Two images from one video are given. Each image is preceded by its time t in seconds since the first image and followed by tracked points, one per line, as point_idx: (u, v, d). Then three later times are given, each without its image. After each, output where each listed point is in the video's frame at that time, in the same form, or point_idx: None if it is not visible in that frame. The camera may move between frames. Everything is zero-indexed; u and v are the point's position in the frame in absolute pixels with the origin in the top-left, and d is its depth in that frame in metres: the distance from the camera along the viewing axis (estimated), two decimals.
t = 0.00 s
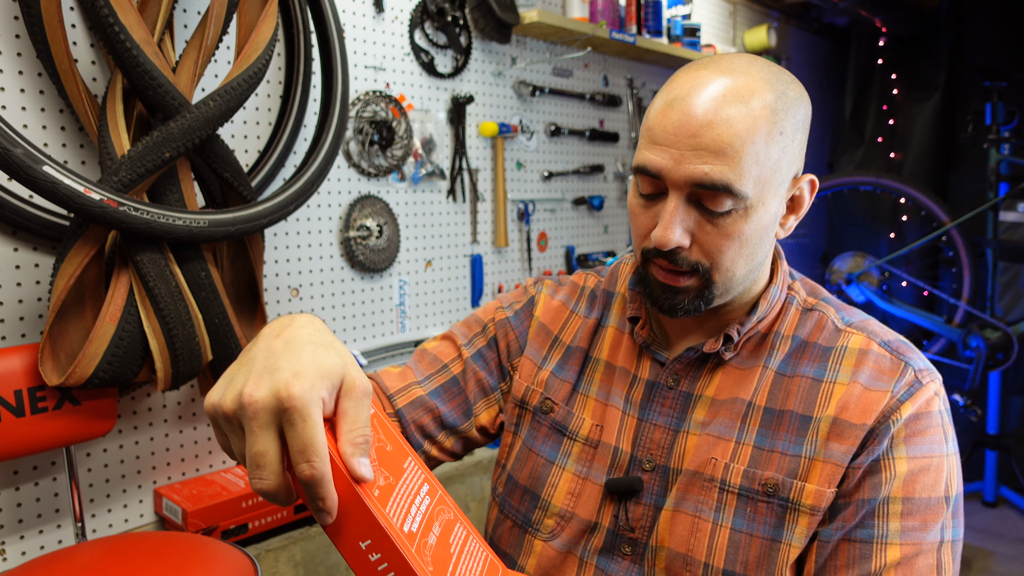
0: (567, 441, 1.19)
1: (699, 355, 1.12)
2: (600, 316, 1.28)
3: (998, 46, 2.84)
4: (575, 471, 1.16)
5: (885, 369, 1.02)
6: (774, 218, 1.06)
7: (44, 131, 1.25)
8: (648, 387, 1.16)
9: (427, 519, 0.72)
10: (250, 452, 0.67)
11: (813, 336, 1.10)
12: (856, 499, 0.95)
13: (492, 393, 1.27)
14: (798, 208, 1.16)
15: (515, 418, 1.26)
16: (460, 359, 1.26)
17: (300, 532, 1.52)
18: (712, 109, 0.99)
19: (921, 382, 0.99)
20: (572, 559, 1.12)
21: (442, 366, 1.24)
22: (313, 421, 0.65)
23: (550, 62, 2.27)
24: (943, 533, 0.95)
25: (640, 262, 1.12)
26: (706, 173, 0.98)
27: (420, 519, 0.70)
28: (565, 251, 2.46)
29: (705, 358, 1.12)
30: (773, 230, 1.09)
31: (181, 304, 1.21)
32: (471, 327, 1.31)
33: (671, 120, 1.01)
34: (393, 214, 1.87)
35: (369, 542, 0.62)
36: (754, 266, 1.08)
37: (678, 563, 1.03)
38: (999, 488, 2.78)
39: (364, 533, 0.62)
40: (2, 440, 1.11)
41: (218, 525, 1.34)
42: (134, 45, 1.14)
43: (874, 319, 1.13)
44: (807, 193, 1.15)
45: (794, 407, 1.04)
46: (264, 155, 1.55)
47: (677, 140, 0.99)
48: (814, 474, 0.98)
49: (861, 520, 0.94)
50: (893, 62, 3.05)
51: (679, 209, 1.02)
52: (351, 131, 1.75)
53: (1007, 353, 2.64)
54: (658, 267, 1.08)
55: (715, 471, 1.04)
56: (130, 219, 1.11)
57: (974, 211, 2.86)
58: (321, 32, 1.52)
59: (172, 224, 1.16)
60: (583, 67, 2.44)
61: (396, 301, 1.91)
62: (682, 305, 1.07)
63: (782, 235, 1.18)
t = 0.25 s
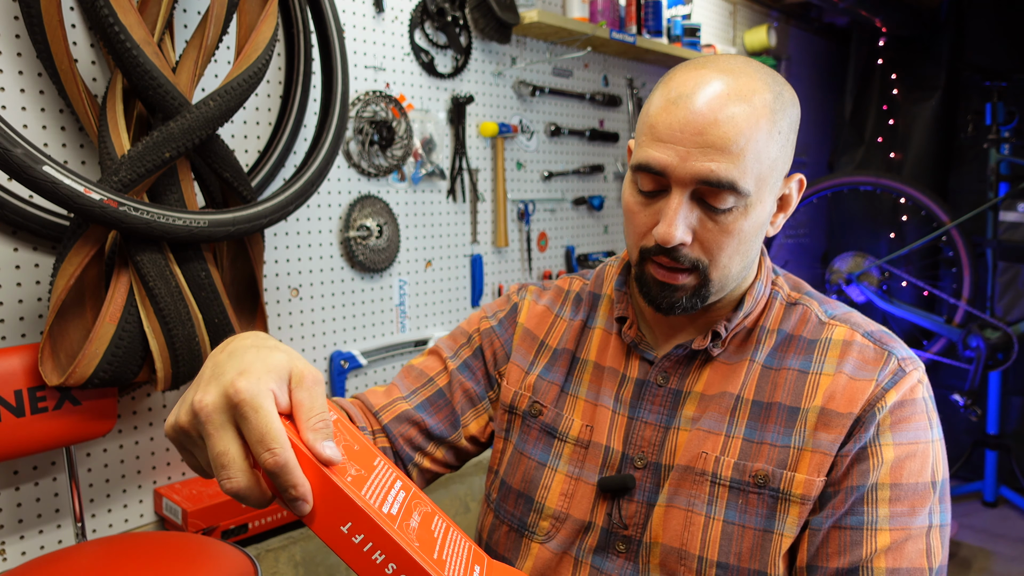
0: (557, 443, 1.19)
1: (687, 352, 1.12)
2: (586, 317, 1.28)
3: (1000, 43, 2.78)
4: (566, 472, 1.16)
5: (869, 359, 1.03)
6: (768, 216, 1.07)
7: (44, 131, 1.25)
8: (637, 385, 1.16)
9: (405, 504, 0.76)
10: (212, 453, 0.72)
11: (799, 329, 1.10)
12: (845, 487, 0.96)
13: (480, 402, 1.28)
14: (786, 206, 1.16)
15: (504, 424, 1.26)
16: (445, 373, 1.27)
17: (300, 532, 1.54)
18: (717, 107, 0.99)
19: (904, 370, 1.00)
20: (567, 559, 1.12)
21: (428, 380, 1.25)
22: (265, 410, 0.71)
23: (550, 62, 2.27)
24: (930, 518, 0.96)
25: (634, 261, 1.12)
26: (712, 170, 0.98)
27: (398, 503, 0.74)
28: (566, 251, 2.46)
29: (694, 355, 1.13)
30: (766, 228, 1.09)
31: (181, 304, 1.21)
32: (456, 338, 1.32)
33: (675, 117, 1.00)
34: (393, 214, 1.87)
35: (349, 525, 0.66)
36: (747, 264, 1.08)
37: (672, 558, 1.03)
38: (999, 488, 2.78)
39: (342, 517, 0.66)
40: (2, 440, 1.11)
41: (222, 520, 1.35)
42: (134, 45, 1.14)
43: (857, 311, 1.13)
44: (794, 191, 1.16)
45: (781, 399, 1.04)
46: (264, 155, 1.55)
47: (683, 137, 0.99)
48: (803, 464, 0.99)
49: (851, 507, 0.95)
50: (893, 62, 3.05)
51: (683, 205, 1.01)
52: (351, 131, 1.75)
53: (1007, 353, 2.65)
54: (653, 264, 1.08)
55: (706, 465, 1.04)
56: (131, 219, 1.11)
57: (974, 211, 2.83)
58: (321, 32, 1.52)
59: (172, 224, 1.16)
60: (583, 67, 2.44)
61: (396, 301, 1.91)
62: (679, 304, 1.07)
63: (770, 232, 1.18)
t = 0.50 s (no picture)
0: (552, 444, 1.18)
1: (681, 351, 1.12)
2: (578, 319, 1.28)
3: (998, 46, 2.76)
4: (562, 472, 1.16)
5: (860, 355, 1.02)
6: (760, 217, 1.07)
7: (44, 131, 1.25)
8: (631, 385, 1.16)
9: (372, 501, 0.78)
10: (165, 466, 0.77)
11: (790, 327, 1.10)
12: (838, 482, 0.96)
13: (472, 410, 1.28)
14: (778, 207, 1.16)
15: (499, 428, 1.25)
16: (437, 384, 1.28)
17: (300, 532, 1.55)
18: (711, 107, 0.99)
19: (895, 365, 1.00)
20: (564, 559, 1.12)
21: (419, 392, 1.27)
22: (205, 416, 0.76)
23: (550, 62, 2.27)
24: (924, 512, 0.96)
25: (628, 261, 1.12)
26: (706, 169, 0.98)
27: (362, 499, 0.76)
28: (566, 251, 2.46)
29: (687, 354, 1.13)
30: (758, 229, 1.09)
31: (181, 304, 1.21)
32: (448, 349, 1.32)
33: (669, 116, 1.00)
34: (393, 214, 1.87)
35: (305, 517, 0.70)
36: (739, 264, 1.08)
37: (668, 555, 1.03)
38: (999, 488, 2.78)
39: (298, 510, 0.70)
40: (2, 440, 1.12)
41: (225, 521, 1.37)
42: (134, 45, 1.14)
43: (848, 308, 1.13)
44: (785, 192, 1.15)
45: (774, 396, 1.04)
46: (264, 155, 1.55)
47: (677, 137, 0.99)
48: (797, 460, 0.99)
49: (844, 503, 0.95)
50: (893, 62, 3.05)
51: (678, 204, 1.01)
52: (351, 131, 1.75)
53: (1007, 353, 2.63)
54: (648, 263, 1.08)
55: (699, 463, 1.04)
56: (130, 219, 1.11)
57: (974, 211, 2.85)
58: (321, 32, 1.52)
59: (172, 224, 1.16)
60: (583, 67, 2.44)
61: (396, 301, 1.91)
62: (671, 305, 1.07)
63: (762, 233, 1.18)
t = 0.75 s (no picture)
0: (550, 445, 1.18)
1: (679, 351, 1.12)
2: (576, 320, 1.28)
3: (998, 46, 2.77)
4: (560, 473, 1.16)
5: (858, 354, 1.02)
6: (758, 218, 1.07)
7: (44, 131, 1.25)
8: (630, 384, 1.16)
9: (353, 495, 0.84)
10: (143, 482, 0.87)
11: (789, 327, 1.10)
12: (835, 481, 0.95)
13: (468, 421, 1.29)
14: (777, 208, 1.16)
15: (498, 433, 1.25)
16: (432, 398, 1.30)
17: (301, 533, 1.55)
18: (707, 109, 0.99)
19: (893, 365, 1.00)
20: (563, 559, 1.12)
21: (416, 407, 1.29)
22: (171, 432, 0.87)
23: (550, 62, 2.27)
24: (921, 511, 0.96)
25: (626, 260, 1.11)
26: (701, 171, 0.98)
27: (339, 493, 0.82)
28: (566, 250, 2.46)
29: (686, 354, 1.13)
30: (756, 230, 1.09)
31: (181, 304, 1.21)
32: (444, 360, 1.34)
33: (666, 118, 1.00)
34: (393, 214, 1.87)
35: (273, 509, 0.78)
36: (736, 265, 1.08)
37: (665, 554, 1.03)
38: (999, 488, 2.78)
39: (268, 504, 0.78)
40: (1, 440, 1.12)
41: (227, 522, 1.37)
42: (134, 45, 1.14)
43: (847, 308, 1.13)
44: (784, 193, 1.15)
45: (771, 395, 1.04)
46: (264, 154, 1.55)
47: (673, 138, 0.99)
48: (793, 459, 0.98)
49: (841, 501, 0.95)
50: (893, 62, 3.05)
51: (673, 206, 1.01)
52: (351, 131, 1.75)
53: (1007, 353, 2.65)
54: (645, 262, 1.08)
55: (697, 462, 1.04)
56: (130, 219, 1.11)
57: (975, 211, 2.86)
58: (321, 32, 1.52)
59: (172, 224, 1.16)
60: (583, 67, 2.44)
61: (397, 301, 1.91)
62: (668, 301, 1.06)
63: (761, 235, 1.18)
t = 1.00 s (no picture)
0: (550, 446, 1.18)
1: (681, 353, 1.12)
2: (576, 321, 1.28)
3: (997, 46, 2.78)
4: (559, 473, 1.16)
5: (860, 358, 1.02)
6: (761, 221, 1.07)
7: (44, 131, 1.25)
8: (631, 386, 1.16)
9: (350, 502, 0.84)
10: (141, 505, 0.89)
11: (791, 329, 1.10)
12: (834, 485, 0.96)
13: (469, 433, 1.29)
14: (781, 211, 1.16)
15: (499, 436, 1.24)
16: (434, 414, 1.31)
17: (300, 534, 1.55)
18: (712, 112, 0.99)
19: (895, 369, 1.00)
20: (563, 561, 1.12)
21: (421, 423, 1.31)
22: (163, 453, 0.89)
23: (550, 62, 2.27)
24: (920, 517, 0.96)
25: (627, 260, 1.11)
26: (704, 175, 0.98)
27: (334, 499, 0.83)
28: (566, 250, 2.46)
29: (688, 355, 1.12)
30: (759, 233, 1.09)
31: (181, 304, 1.21)
32: (445, 374, 1.35)
33: (670, 120, 1.00)
34: (393, 214, 1.87)
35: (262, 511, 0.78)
36: (739, 268, 1.07)
37: (664, 556, 1.04)
38: (999, 488, 2.78)
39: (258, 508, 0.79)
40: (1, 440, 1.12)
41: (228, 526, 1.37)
42: (134, 45, 1.14)
43: (850, 311, 1.13)
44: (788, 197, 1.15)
45: (772, 398, 1.04)
46: (264, 155, 1.55)
47: (676, 140, 0.99)
48: (793, 463, 0.99)
49: (840, 506, 0.95)
50: (893, 62, 3.05)
51: (677, 208, 1.01)
52: (351, 131, 1.75)
53: (1007, 353, 2.63)
54: (646, 264, 1.08)
55: (696, 464, 1.04)
56: (130, 219, 1.11)
57: (975, 211, 2.86)
58: (322, 32, 1.52)
59: (172, 224, 1.16)
60: (583, 67, 2.44)
61: (396, 301, 1.91)
62: (669, 303, 1.06)
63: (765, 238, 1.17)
